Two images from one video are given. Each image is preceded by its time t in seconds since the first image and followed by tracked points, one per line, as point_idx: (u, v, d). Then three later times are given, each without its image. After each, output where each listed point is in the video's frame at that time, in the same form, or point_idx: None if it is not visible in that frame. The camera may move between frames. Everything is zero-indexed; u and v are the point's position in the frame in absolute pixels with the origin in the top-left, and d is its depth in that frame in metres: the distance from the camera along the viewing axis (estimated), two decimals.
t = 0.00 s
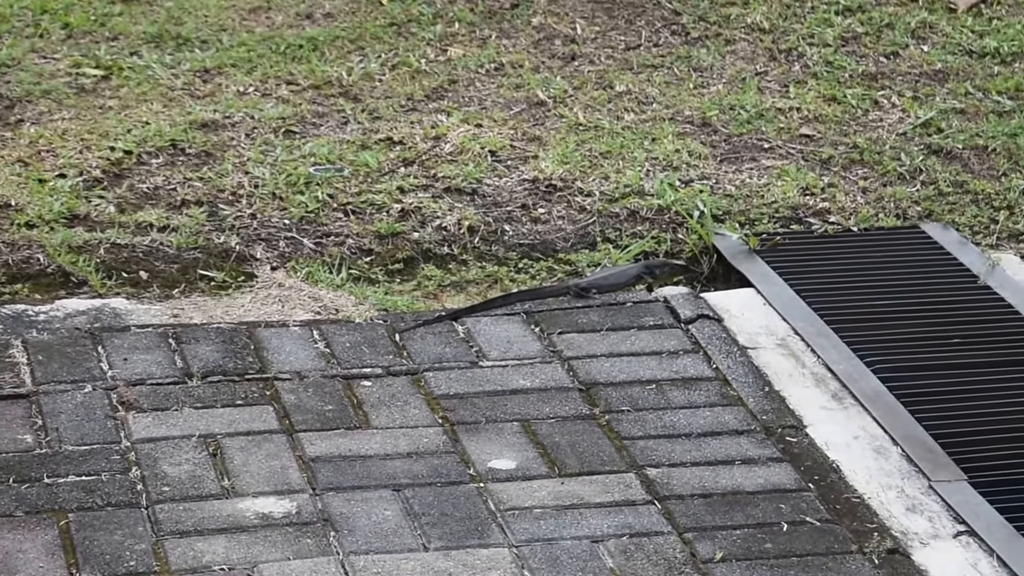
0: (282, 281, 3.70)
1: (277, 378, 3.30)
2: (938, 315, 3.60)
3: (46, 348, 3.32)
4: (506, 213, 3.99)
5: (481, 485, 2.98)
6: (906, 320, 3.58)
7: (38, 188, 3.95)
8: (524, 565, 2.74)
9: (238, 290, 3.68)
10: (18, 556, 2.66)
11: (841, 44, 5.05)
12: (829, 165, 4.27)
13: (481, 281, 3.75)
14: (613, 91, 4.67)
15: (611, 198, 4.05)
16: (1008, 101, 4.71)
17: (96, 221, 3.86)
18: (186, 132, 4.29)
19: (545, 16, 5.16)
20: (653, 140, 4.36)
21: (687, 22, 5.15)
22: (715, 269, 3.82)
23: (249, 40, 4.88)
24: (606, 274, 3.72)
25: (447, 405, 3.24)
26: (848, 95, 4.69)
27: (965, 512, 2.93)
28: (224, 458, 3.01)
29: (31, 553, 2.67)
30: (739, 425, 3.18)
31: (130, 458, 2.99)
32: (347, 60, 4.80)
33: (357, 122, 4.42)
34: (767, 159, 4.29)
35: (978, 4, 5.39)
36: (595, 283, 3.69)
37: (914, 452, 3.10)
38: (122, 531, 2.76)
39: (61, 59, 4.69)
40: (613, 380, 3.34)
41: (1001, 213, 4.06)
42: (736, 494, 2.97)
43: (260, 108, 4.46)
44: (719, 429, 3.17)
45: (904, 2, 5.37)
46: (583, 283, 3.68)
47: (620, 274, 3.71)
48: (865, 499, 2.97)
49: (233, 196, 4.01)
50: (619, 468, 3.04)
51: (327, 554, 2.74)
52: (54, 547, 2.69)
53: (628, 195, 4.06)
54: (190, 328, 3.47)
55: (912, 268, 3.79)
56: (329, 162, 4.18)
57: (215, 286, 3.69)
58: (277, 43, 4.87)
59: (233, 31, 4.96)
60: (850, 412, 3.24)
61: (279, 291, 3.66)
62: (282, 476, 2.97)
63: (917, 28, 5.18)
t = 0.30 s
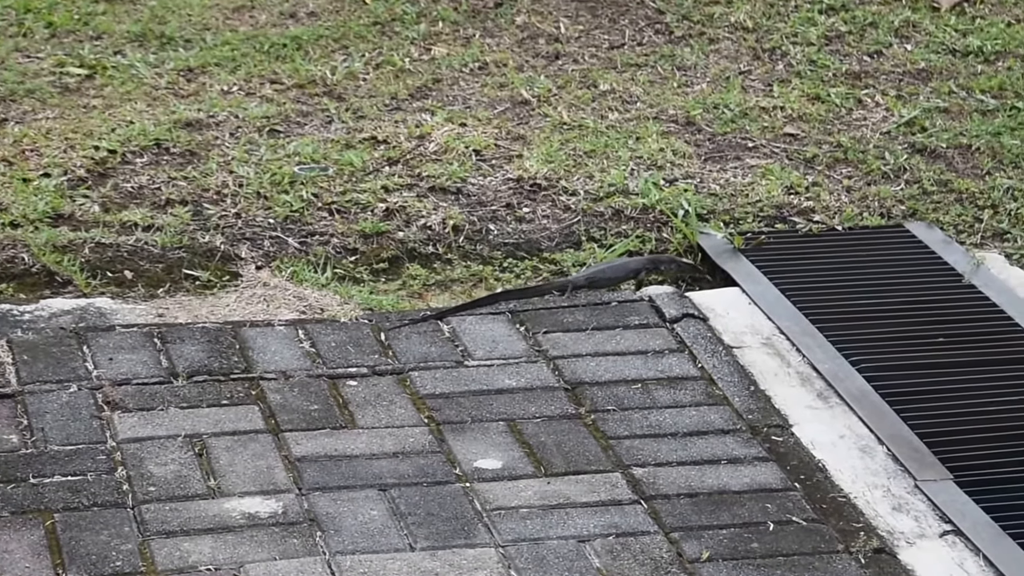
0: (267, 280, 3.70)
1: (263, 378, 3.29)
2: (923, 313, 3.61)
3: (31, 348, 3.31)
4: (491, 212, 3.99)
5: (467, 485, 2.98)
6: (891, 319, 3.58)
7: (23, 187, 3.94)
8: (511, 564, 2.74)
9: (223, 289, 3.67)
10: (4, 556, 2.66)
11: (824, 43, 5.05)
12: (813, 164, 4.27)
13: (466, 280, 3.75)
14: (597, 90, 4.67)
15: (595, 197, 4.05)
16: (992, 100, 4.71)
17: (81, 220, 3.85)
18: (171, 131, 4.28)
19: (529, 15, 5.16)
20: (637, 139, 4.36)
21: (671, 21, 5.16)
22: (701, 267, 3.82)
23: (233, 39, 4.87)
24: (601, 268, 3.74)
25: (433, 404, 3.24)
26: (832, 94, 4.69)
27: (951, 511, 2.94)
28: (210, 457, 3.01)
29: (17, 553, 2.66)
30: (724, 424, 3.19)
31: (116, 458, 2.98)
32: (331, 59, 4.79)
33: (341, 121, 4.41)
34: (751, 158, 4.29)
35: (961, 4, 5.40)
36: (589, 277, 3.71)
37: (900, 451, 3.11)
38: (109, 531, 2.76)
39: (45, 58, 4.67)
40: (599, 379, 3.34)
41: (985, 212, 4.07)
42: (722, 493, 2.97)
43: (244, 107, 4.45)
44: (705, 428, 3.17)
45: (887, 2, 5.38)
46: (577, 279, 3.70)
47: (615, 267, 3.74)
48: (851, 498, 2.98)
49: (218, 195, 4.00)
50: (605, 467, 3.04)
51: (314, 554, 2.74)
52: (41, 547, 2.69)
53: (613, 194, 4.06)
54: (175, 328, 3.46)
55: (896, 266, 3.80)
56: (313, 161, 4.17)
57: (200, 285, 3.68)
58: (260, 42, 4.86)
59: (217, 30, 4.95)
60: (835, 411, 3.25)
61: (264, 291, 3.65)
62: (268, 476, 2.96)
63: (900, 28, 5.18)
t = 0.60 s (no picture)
0: (251, 280, 3.69)
1: (247, 378, 3.29)
2: (907, 312, 3.62)
3: (14, 348, 3.30)
4: (475, 211, 3.98)
5: (451, 484, 2.98)
6: (875, 317, 3.59)
7: (6, 187, 3.92)
8: (495, 564, 2.74)
9: (207, 288, 3.66)
10: None
11: (807, 42, 5.05)
12: (797, 163, 4.28)
13: (450, 279, 3.74)
14: (580, 89, 4.67)
15: (579, 196, 4.05)
16: (974, 98, 4.72)
17: (64, 220, 3.84)
18: (154, 130, 4.27)
19: (512, 14, 5.15)
20: (621, 138, 4.36)
21: (654, 19, 5.16)
22: (685, 266, 3.81)
23: (216, 38, 4.86)
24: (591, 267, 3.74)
25: (417, 404, 3.24)
26: (815, 93, 4.70)
27: (936, 510, 2.94)
28: (194, 457, 3.01)
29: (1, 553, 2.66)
30: (709, 424, 3.19)
31: (99, 458, 2.98)
32: (315, 58, 4.78)
33: (325, 120, 4.40)
34: (735, 157, 4.29)
35: (943, 2, 5.41)
36: (580, 276, 3.71)
37: (884, 450, 3.11)
38: (93, 531, 2.75)
39: (28, 57, 4.66)
40: (583, 378, 3.34)
41: (969, 210, 4.07)
42: (706, 492, 2.97)
43: (228, 106, 4.44)
44: (689, 427, 3.17)
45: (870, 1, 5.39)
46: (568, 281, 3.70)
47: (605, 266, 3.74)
48: (836, 497, 2.98)
49: (201, 195, 4.00)
50: (589, 466, 3.04)
51: (298, 554, 2.74)
52: (24, 547, 2.68)
53: (597, 193, 4.06)
54: (159, 327, 3.45)
55: (879, 265, 3.81)
56: (297, 160, 4.17)
57: (184, 285, 3.67)
58: (243, 41, 4.85)
59: (200, 29, 4.94)
60: (819, 410, 3.25)
61: (247, 290, 3.64)
62: (252, 475, 2.96)
63: (883, 26, 5.19)
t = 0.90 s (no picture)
0: (235, 279, 3.68)
1: (230, 378, 3.28)
2: (891, 310, 3.62)
3: None
4: (458, 210, 3.98)
5: (435, 484, 2.97)
6: (858, 316, 3.59)
7: None
8: (480, 563, 2.74)
9: (190, 288, 3.65)
10: None
11: (791, 41, 5.06)
12: (780, 162, 4.28)
13: (433, 278, 3.74)
14: (564, 88, 4.67)
15: (563, 195, 4.05)
16: (958, 97, 4.72)
17: (47, 219, 3.83)
18: (138, 129, 4.26)
19: (495, 13, 5.15)
20: (604, 137, 4.36)
21: (637, 18, 5.16)
22: (669, 266, 3.81)
23: (200, 37, 4.85)
24: (579, 269, 3.74)
25: (401, 403, 3.24)
26: (798, 92, 4.70)
27: (920, 508, 2.94)
28: (178, 457, 3.00)
29: None
30: (693, 423, 3.19)
31: (83, 458, 2.97)
32: (298, 57, 4.77)
33: (308, 120, 4.39)
34: (718, 155, 4.29)
35: (926, 1, 5.42)
36: (569, 278, 3.70)
37: (868, 449, 3.11)
38: (77, 532, 2.74)
39: (11, 57, 4.64)
40: (567, 377, 3.34)
41: (952, 209, 4.08)
42: (690, 491, 2.97)
43: (211, 105, 4.43)
44: (674, 427, 3.18)
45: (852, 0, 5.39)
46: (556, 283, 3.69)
47: (592, 267, 3.74)
48: (819, 496, 2.98)
49: (185, 194, 3.99)
50: (573, 465, 3.04)
51: (282, 554, 2.73)
52: (8, 547, 2.67)
53: (580, 192, 4.06)
54: (142, 327, 3.44)
55: (863, 263, 3.81)
56: (281, 160, 4.16)
57: (168, 284, 3.66)
58: (227, 40, 4.84)
59: (184, 28, 4.93)
60: (803, 408, 3.25)
61: (231, 290, 3.64)
62: (236, 475, 2.95)
63: (866, 25, 5.20)
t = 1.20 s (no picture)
0: (219, 279, 3.68)
1: (215, 377, 3.27)
2: (875, 309, 3.62)
3: None
4: (442, 209, 3.97)
5: (420, 483, 2.97)
6: (842, 315, 3.59)
7: None
8: (464, 563, 2.74)
9: (174, 287, 3.64)
10: None
11: (774, 40, 5.06)
12: (764, 160, 4.28)
13: (417, 278, 3.73)
14: (547, 87, 4.66)
15: (547, 194, 4.05)
16: (941, 95, 4.72)
17: (31, 219, 3.82)
18: (121, 129, 4.25)
19: (479, 12, 5.14)
20: (588, 136, 4.36)
21: (621, 18, 5.15)
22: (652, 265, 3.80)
23: (183, 37, 4.84)
24: (563, 269, 3.73)
25: (386, 403, 3.23)
26: (782, 91, 4.70)
27: (903, 508, 2.95)
28: (162, 457, 2.99)
29: None
30: (677, 422, 3.19)
31: (67, 458, 2.96)
32: (282, 56, 4.77)
33: (292, 119, 4.39)
34: (702, 154, 4.29)
35: None
36: (553, 279, 3.70)
37: (852, 448, 3.11)
38: (61, 532, 2.73)
39: None
40: (551, 376, 3.34)
41: (935, 208, 4.08)
42: (674, 490, 2.98)
43: (195, 104, 4.42)
44: (658, 426, 3.17)
45: None
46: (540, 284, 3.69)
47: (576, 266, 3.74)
48: (803, 495, 2.98)
49: (169, 194, 3.98)
50: (558, 465, 3.04)
51: (267, 554, 2.72)
52: None
53: (564, 191, 4.06)
54: (126, 327, 3.43)
55: (847, 262, 3.81)
56: (264, 159, 4.15)
57: (152, 284, 3.65)
58: (210, 40, 4.83)
59: (167, 27, 4.92)
60: (787, 407, 3.25)
61: (215, 289, 3.63)
62: (221, 475, 2.95)
63: (849, 24, 5.20)
